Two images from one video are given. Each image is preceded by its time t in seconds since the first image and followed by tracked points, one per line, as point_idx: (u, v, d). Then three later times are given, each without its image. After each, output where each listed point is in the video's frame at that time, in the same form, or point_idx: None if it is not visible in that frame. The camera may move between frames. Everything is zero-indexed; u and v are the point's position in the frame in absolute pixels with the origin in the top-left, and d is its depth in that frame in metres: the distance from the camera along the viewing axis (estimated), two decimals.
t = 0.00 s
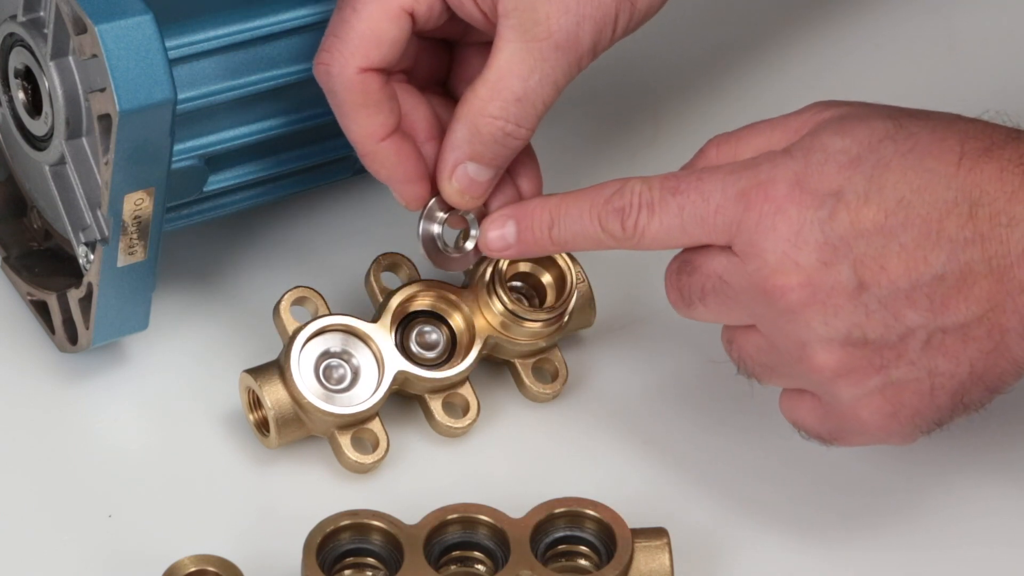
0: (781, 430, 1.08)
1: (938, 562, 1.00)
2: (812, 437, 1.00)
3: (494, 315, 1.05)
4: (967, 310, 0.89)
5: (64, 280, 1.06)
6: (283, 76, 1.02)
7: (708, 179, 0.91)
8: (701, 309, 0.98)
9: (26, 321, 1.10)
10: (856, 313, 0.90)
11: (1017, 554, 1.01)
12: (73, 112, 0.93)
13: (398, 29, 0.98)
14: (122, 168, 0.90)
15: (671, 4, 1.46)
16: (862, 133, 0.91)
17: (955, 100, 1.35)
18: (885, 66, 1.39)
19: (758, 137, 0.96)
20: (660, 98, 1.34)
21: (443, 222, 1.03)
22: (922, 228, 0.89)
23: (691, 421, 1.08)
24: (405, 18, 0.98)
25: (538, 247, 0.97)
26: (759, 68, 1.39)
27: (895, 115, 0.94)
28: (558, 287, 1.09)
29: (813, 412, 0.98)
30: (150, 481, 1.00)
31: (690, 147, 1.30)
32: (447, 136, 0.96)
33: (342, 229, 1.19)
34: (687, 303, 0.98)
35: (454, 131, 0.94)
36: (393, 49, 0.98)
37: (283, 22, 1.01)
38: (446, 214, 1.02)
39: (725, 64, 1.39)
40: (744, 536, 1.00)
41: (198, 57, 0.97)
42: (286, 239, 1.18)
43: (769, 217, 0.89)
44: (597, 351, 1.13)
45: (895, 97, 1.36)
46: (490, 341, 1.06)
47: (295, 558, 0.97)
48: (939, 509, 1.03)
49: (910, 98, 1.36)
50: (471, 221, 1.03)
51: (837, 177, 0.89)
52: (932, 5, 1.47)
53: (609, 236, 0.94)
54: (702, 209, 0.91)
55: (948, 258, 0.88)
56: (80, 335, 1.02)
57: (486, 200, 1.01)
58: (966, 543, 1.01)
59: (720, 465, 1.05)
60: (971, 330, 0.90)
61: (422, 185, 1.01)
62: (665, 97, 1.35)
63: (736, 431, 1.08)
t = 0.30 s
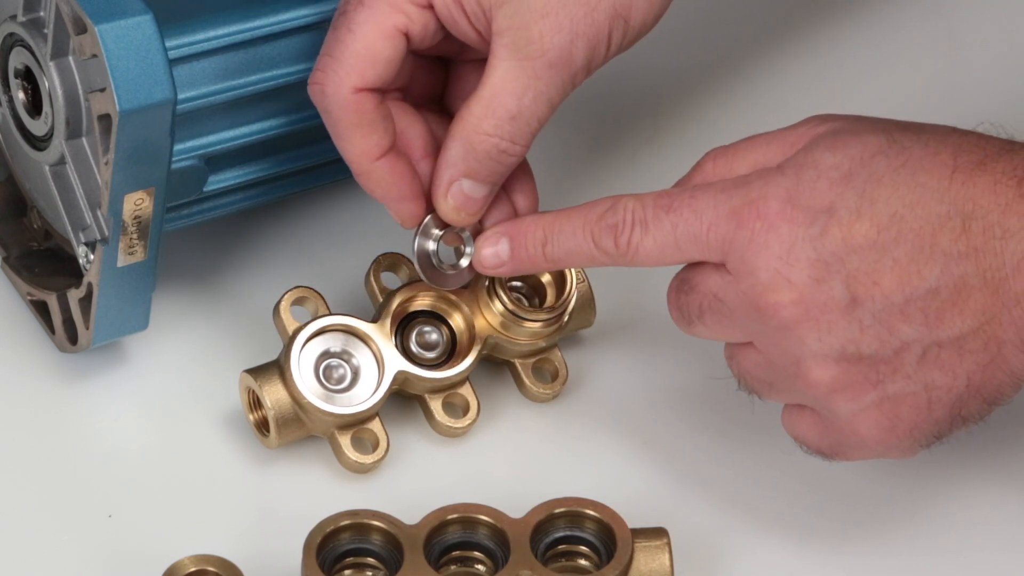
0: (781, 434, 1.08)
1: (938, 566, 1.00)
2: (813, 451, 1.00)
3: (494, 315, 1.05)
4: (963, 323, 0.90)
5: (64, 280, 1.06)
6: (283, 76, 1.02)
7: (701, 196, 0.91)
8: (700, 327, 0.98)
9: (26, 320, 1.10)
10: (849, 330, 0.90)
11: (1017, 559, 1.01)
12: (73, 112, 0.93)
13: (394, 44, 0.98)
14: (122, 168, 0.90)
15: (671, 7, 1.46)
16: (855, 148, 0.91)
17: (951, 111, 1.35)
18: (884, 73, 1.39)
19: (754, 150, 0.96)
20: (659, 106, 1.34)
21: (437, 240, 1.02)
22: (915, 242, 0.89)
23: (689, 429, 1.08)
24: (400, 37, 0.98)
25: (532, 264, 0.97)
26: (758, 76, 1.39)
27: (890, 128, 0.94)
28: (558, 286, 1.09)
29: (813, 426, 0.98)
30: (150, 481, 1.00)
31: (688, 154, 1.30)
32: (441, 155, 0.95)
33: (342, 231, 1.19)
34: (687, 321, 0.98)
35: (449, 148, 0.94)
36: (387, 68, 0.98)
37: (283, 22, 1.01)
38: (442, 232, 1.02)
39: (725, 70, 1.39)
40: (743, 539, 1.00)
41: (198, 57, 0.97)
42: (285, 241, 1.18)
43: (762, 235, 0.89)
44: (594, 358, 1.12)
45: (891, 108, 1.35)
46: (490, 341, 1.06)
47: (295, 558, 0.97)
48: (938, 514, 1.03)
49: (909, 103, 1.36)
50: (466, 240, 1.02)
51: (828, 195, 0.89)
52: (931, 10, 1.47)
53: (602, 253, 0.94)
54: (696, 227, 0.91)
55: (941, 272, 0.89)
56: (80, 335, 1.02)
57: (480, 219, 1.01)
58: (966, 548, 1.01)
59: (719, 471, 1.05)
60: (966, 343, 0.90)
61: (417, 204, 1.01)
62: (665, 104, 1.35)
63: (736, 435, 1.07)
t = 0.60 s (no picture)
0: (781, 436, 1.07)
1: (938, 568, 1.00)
2: (813, 455, 1.00)
3: (494, 315, 1.05)
4: (960, 327, 0.89)
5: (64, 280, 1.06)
6: (283, 76, 1.02)
7: (699, 201, 0.92)
8: (699, 332, 0.98)
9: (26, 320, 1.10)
10: (848, 334, 0.90)
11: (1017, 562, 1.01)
12: (73, 112, 0.93)
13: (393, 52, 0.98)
14: (123, 168, 0.90)
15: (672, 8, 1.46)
16: (852, 153, 0.91)
17: (950, 113, 1.34)
18: (884, 74, 1.39)
19: (753, 154, 0.96)
20: (659, 108, 1.35)
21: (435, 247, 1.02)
22: (912, 246, 0.89)
23: (689, 432, 1.07)
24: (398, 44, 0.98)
25: (529, 270, 0.97)
26: (756, 78, 1.39)
27: (887, 133, 0.94)
28: (558, 285, 1.09)
29: (812, 431, 0.98)
30: (150, 481, 1.00)
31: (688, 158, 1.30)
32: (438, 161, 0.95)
33: (342, 231, 1.19)
34: (687, 326, 0.98)
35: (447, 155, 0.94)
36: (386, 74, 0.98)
37: (283, 22, 1.01)
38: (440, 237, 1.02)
39: (724, 74, 1.39)
40: (743, 541, 1.00)
41: (197, 57, 0.97)
42: (286, 242, 1.18)
43: (760, 240, 0.90)
44: (593, 361, 1.12)
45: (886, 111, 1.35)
46: (490, 341, 1.06)
47: (295, 558, 0.97)
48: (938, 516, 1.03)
49: (909, 104, 1.36)
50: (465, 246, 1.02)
51: (825, 199, 0.89)
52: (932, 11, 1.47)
53: (601, 258, 0.94)
54: (693, 231, 0.91)
55: (939, 275, 0.88)
56: (80, 335, 1.02)
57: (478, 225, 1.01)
58: (966, 551, 1.01)
59: (719, 473, 1.05)
60: (963, 347, 0.90)
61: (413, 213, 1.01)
62: (665, 105, 1.35)
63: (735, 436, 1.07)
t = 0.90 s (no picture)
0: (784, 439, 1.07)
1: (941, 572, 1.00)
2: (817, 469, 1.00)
3: (494, 315, 1.05)
4: (966, 335, 0.90)
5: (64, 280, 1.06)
6: (283, 76, 1.02)
7: (703, 210, 0.92)
8: (692, 348, 0.97)
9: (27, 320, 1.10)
10: (856, 340, 0.90)
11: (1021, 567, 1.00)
12: (73, 112, 0.93)
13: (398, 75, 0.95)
14: (122, 168, 0.90)
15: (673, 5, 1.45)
16: (860, 161, 0.93)
17: (953, 116, 1.34)
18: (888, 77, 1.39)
19: (760, 160, 0.97)
20: (660, 110, 1.35)
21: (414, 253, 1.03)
22: (919, 253, 0.90)
23: (692, 438, 1.07)
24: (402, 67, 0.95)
25: (547, 287, 0.98)
26: (757, 81, 1.39)
27: (895, 142, 0.95)
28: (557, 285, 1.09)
29: (817, 442, 0.97)
30: (150, 482, 1.00)
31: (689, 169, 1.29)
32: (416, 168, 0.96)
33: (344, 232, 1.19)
34: (676, 344, 0.97)
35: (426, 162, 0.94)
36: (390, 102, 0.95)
37: (283, 22, 1.01)
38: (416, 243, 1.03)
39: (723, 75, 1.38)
40: (743, 541, 1.00)
41: (197, 57, 0.97)
42: (287, 243, 1.18)
43: (766, 246, 0.90)
44: (595, 363, 1.12)
45: (882, 120, 1.34)
46: (490, 341, 1.06)
47: (295, 558, 0.97)
48: (943, 521, 1.03)
49: (912, 107, 1.35)
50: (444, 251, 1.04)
51: (831, 206, 0.91)
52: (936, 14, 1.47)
53: (606, 267, 0.94)
54: (697, 240, 0.92)
55: (944, 283, 0.89)
56: (80, 335, 1.02)
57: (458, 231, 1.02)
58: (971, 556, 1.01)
59: (722, 475, 1.05)
60: (969, 355, 0.91)
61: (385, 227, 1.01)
62: (666, 107, 1.35)
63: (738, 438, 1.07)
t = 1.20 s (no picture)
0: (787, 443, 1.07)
1: None
2: (817, 478, 0.99)
3: (494, 315, 1.05)
4: (972, 339, 0.90)
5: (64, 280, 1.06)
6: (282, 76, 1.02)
7: (711, 209, 0.94)
8: (692, 348, 0.96)
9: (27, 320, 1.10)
10: (861, 337, 0.90)
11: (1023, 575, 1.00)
12: (73, 112, 0.93)
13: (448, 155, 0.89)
14: (122, 168, 0.90)
15: None
16: (868, 163, 0.95)
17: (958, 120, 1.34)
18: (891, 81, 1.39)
19: (767, 170, 0.98)
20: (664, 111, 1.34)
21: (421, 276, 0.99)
22: (926, 253, 0.91)
23: (695, 441, 1.07)
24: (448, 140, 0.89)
25: (558, 288, 0.99)
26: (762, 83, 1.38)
27: (904, 151, 0.97)
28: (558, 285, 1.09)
29: (818, 448, 0.97)
30: (150, 482, 1.00)
31: (706, 163, 1.27)
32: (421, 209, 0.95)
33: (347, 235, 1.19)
34: (674, 346, 0.96)
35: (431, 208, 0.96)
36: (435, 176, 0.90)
37: (283, 22, 1.01)
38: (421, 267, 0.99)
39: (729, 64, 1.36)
40: (743, 543, 1.00)
41: (197, 58, 0.97)
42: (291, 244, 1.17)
43: (773, 241, 0.91)
44: (597, 365, 1.11)
45: (897, 129, 1.30)
46: (490, 341, 1.06)
47: (295, 558, 0.97)
48: (946, 528, 1.02)
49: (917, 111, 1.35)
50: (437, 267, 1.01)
51: (840, 206, 0.92)
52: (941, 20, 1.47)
53: (616, 267, 0.95)
54: (704, 236, 0.93)
55: (952, 286, 0.90)
56: (80, 335, 1.02)
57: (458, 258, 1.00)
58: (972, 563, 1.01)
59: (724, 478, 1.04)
60: (974, 360, 0.91)
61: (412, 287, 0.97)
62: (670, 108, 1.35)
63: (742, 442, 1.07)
